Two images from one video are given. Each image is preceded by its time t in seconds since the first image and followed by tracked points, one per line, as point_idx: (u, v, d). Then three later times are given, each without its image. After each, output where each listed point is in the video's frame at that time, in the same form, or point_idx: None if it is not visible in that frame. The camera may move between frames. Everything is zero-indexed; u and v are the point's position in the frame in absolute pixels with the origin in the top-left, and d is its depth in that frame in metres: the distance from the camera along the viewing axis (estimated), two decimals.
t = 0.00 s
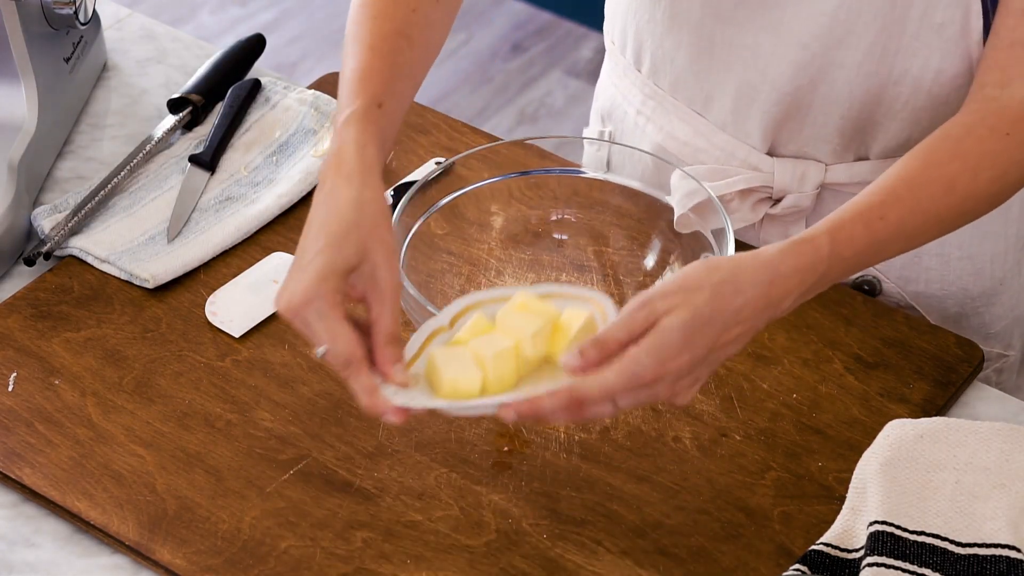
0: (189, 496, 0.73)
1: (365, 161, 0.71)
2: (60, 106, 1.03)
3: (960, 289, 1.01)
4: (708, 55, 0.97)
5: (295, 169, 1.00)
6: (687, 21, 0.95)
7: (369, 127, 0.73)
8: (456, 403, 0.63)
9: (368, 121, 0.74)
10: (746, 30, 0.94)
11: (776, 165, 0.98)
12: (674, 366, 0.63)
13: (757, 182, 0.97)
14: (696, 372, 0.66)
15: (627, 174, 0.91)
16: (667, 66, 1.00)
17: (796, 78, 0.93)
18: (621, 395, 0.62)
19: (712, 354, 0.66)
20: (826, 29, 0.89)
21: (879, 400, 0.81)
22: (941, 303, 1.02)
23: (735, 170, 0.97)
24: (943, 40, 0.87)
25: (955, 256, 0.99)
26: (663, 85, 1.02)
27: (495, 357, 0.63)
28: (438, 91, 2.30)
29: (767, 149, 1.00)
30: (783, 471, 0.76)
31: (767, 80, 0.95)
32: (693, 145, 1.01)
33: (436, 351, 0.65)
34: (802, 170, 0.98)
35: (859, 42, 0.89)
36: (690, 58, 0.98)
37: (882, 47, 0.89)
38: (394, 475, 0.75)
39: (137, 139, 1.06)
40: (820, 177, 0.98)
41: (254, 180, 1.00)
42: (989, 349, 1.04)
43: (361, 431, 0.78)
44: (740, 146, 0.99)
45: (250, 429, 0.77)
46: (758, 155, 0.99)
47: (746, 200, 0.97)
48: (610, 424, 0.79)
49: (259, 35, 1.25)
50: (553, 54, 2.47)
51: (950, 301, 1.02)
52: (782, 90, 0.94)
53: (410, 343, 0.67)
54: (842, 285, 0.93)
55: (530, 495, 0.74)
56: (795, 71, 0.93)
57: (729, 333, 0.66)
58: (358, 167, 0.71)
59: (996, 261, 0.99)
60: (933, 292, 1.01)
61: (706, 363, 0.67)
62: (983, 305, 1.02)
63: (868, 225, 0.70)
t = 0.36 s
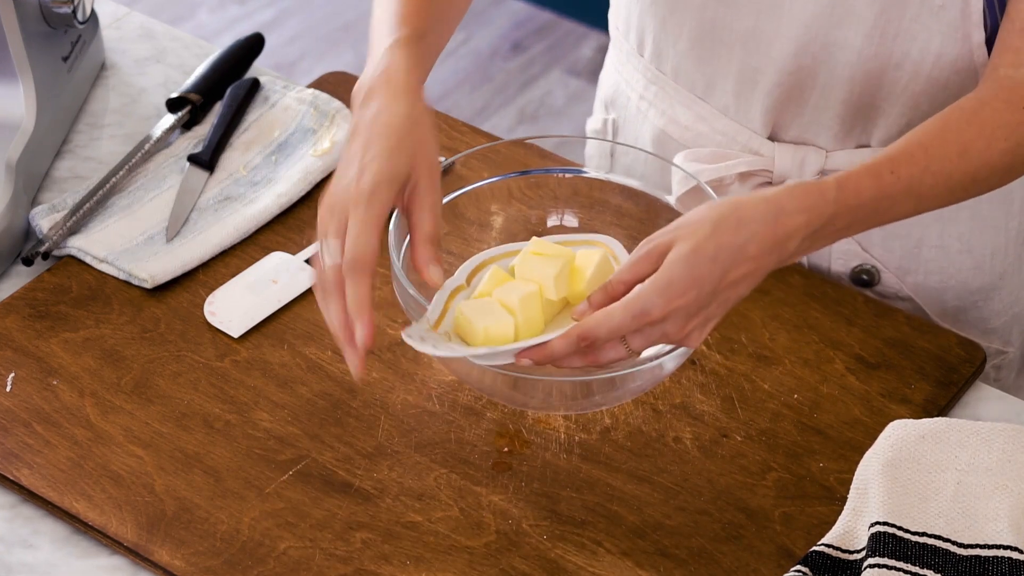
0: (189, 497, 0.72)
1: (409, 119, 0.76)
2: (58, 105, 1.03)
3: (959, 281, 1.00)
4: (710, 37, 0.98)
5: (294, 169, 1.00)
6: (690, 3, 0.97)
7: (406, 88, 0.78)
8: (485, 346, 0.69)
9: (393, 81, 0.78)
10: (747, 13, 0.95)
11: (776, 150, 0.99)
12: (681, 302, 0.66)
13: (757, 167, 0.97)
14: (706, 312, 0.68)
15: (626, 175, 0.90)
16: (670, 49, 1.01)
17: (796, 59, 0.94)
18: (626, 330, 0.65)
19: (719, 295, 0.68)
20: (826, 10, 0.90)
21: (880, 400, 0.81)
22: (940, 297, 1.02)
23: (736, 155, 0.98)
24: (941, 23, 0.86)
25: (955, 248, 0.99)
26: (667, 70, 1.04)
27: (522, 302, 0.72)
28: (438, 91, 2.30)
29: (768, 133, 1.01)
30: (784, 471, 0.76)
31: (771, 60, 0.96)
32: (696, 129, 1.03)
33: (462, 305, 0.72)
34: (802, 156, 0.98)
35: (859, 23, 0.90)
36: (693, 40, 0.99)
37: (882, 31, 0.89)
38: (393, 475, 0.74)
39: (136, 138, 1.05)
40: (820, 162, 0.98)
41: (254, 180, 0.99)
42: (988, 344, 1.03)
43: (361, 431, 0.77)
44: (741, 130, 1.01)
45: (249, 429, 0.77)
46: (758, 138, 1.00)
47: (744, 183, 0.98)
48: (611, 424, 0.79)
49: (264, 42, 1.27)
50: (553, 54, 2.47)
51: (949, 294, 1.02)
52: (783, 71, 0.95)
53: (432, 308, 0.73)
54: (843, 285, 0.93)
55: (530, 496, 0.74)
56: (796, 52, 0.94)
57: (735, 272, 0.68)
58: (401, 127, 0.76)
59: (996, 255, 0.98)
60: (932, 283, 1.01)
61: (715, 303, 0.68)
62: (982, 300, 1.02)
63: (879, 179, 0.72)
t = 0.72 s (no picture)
0: (189, 497, 0.72)
1: (499, 131, 0.76)
2: (58, 105, 1.03)
3: (954, 278, 1.00)
4: (705, 32, 0.99)
5: (294, 169, 1.00)
6: None
7: (485, 96, 0.76)
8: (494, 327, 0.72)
9: (465, 86, 0.77)
10: (742, 9, 0.95)
11: (772, 143, 1.00)
12: (681, 263, 0.66)
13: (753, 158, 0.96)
14: (709, 277, 0.68)
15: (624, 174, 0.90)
16: (665, 43, 1.02)
17: (791, 51, 0.95)
18: (627, 294, 0.66)
19: (721, 259, 0.68)
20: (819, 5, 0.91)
21: (880, 400, 0.81)
22: (936, 294, 1.02)
23: (732, 147, 0.98)
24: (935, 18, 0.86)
25: (950, 245, 0.98)
26: (662, 64, 1.04)
27: (530, 280, 0.73)
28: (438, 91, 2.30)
29: (763, 127, 1.01)
30: (784, 472, 0.76)
31: (766, 53, 0.96)
32: (693, 122, 1.03)
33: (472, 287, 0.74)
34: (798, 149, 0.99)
35: (853, 17, 0.90)
36: (688, 34, 1.00)
37: (877, 25, 0.89)
38: (393, 475, 0.74)
39: (136, 138, 1.05)
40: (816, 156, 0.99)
41: (255, 180, 1.00)
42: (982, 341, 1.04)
43: (361, 431, 0.77)
44: (737, 123, 1.01)
45: (249, 429, 0.77)
46: (753, 132, 1.01)
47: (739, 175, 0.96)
48: (611, 424, 0.79)
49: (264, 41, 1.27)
50: (554, 53, 2.47)
51: (945, 290, 1.02)
52: (778, 65, 0.96)
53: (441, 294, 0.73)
54: (842, 284, 0.93)
55: (529, 496, 0.74)
56: (791, 47, 0.94)
57: (738, 235, 0.67)
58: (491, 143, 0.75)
59: (990, 251, 0.98)
60: (927, 279, 1.01)
61: (718, 267, 0.68)
62: (977, 296, 1.02)
63: (881, 151, 0.72)
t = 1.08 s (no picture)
0: (189, 497, 0.72)
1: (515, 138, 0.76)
2: (58, 105, 1.03)
3: (955, 279, 1.00)
4: (707, 32, 0.99)
5: (294, 169, 1.00)
6: None
7: (498, 105, 0.75)
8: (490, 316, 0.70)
9: (479, 95, 0.76)
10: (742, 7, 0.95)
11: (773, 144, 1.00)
12: (676, 253, 0.65)
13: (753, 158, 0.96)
14: (706, 268, 0.67)
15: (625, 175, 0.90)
16: (667, 44, 1.02)
17: (793, 51, 0.95)
18: (623, 284, 0.65)
19: (719, 251, 0.67)
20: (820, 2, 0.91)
21: (880, 400, 0.81)
22: (937, 294, 1.02)
23: (733, 147, 0.98)
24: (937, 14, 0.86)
25: (952, 246, 0.98)
26: (663, 65, 1.04)
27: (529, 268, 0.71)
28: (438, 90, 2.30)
29: (765, 128, 1.01)
30: (784, 472, 0.76)
31: (767, 52, 0.96)
32: (694, 124, 1.03)
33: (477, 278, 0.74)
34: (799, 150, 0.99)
35: (854, 15, 0.90)
36: (689, 34, 1.00)
37: (877, 22, 0.89)
38: (393, 475, 0.74)
39: (136, 138, 1.05)
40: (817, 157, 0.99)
41: (255, 180, 1.00)
42: (984, 342, 1.04)
43: (361, 431, 0.77)
44: (738, 124, 1.01)
45: (249, 429, 0.77)
46: (755, 133, 1.01)
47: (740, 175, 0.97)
48: (611, 424, 0.79)
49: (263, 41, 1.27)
50: (554, 53, 2.47)
51: (946, 291, 1.02)
52: (780, 64, 0.96)
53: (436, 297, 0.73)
54: (842, 285, 0.93)
55: (530, 496, 0.74)
56: (792, 45, 0.94)
57: (736, 227, 0.67)
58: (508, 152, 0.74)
59: (993, 252, 0.98)
60: (929, 281, 1.01)
61: (716, 259, 0.67)
62: (978, 296, 1.02)
63: (886, 144, 0.72)
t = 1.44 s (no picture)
0: (189, 497, 0.72)
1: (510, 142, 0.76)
2: (58, 105, 1.03)
3: (954, 279, 1.01)
4: (705, 31, 0.99)
5: (294, 169, 1.00)
6: None
7: (496, 110, 0.76)
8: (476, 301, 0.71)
9: (478, 100, 0.76)
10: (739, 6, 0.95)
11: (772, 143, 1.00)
12: (662, 248, 0.66)
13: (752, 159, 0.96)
14: (690, 261, 0.68)
15: (625, 176, 0.90)
16: (666, 42, 1.02)
17: (791, 49, 0.95)
18: (607, 276, 0.66)
19: (703, 245, 0.68)
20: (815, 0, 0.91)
21: (880, 400, 0.81)
22: (935, 293, 1.02)
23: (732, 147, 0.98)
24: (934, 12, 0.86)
25: (951, 245, 0.99)
26: (662, 64, 1.04)
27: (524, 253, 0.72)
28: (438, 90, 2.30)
29: (764, 127, 1.01)
30: (784, 472, 0.76)
31: (764, 51, 0.96)
32: (693, 123, 1.03)
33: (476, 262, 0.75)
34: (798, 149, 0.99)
35: (851, 13, 0.90)
36: (687, 34, 1.00)
37: (875, 20, 0.89)
38: (393, 475, 0.74)
39: (137, 138, 1.06)
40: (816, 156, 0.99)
41: (255, 180, 1.00)
42: (982, 342, 1.04)
43: (361, 431, 0.77)
44: (738, 123, 1.01)
45: (249, 429, 0.77)
46: (754, 131, 1.01)
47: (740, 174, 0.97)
48: (611, 424, 0.79)
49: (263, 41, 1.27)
50: (554, 53, 2.47)
51: (945, 291, 1.02)
52: (779, 62, 0.96)
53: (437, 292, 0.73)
54: (842, 285, 0.93)
55: (529, 496, 0.74)
56: (790, 44, 0.94)
57: (722, 221, 0.67)
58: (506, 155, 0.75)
59: (992, 251, 0.98)
60: (928, 280, 1.02)
61: (700, 252, 0.68)
62: (977, 296, 1.02)
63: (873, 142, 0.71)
